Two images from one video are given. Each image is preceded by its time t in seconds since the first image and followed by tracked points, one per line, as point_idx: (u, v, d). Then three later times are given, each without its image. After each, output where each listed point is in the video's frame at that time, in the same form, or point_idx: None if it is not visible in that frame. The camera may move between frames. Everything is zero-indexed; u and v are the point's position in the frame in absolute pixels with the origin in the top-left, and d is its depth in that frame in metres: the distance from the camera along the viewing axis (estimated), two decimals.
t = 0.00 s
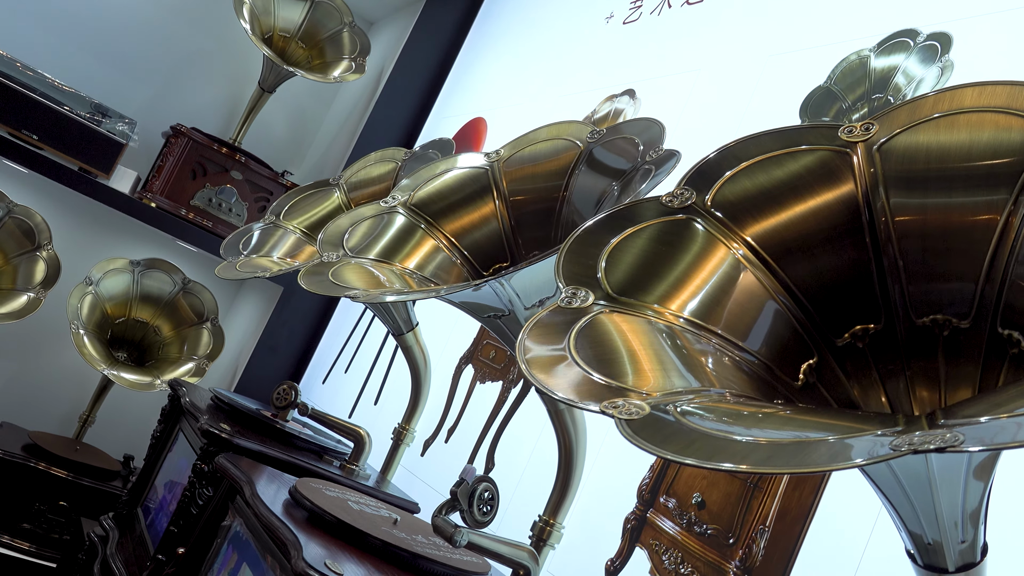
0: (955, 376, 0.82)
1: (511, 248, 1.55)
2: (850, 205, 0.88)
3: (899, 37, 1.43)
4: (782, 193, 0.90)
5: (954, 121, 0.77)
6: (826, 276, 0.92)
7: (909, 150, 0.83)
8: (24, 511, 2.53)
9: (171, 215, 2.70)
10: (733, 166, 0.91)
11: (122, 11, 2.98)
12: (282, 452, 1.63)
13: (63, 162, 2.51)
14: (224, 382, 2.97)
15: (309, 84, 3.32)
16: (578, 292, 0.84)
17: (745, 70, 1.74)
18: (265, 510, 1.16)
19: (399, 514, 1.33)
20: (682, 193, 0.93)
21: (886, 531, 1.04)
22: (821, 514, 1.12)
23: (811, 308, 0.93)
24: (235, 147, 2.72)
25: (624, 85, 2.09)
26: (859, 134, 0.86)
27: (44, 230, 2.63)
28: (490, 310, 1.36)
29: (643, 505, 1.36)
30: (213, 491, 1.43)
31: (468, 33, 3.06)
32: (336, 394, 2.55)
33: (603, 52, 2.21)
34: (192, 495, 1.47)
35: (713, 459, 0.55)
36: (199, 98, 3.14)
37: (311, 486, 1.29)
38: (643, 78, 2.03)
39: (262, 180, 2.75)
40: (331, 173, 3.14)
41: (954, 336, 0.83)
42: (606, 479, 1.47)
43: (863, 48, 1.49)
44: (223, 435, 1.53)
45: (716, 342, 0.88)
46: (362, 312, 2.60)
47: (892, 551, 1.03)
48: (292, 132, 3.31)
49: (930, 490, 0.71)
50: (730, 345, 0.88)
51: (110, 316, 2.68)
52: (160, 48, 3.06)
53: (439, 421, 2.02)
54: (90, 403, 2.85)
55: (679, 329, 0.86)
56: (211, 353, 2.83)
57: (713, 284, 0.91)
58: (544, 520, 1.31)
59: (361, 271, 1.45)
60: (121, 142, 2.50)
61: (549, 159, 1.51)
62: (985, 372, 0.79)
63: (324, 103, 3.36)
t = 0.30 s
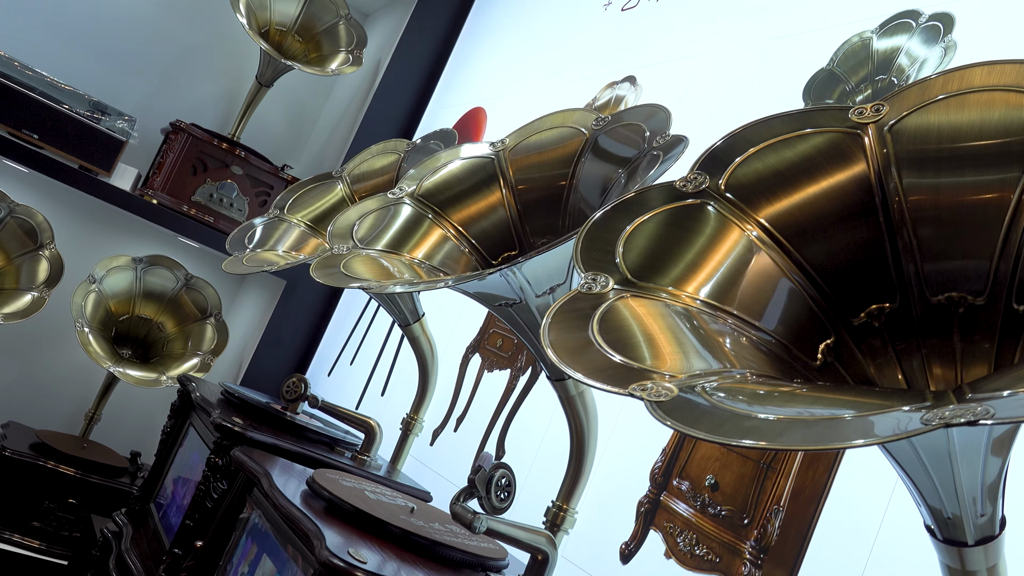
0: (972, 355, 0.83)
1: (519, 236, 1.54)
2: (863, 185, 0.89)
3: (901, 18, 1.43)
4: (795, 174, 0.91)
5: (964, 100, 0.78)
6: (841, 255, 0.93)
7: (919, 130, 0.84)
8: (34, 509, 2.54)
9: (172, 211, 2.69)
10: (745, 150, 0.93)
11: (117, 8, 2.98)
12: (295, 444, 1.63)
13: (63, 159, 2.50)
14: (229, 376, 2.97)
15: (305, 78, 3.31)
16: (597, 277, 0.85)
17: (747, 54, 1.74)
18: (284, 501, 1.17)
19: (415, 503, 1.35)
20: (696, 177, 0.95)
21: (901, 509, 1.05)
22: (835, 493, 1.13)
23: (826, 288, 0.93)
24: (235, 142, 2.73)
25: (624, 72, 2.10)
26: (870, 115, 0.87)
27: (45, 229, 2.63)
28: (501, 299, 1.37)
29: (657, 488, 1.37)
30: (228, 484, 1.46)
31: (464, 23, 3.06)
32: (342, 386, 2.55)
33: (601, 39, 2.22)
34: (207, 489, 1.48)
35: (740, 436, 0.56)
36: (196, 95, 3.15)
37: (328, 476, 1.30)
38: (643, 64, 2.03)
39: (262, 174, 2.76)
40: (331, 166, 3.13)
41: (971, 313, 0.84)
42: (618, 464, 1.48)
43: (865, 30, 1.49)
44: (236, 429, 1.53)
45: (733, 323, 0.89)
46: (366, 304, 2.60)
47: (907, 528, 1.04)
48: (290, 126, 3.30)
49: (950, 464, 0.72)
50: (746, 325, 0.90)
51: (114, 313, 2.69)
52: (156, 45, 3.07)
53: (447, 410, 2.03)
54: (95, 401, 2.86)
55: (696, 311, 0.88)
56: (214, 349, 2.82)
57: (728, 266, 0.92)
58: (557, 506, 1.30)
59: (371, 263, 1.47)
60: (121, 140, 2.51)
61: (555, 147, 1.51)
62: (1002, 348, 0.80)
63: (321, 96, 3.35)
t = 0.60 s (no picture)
0: (985, 328, 0.84)
1: (526, 220, 1.55)
2: (874, 162, 0.90)
3: None
4: (806, 153, 0.92)
5: (973, 77, 0.79)
6: (853, 232, 0.93)
7: (930, 107, 0.84)
8: (43, 505, 2.55)
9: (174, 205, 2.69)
10: (756, 130, 0.94)
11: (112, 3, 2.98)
12: (307, 434, 1.64)
13: (63, 155, 2.50)
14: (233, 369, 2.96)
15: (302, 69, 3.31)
16: (615, 259, 0.87)
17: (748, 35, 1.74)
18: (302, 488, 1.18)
19: (429, 488, 1.36)
20: (708, 159, 0.96)
21: (913, 482, 1.06)
22: (847, 469, 1.15)
23: (839, 265, 0.94)
24: (235, 135, 2.72)
25: (624, 56, 2.10)
26: (879, 94, 0.88)
27: (47, 226, 2.63)
28: (512, 285, 1.38)
29: (669, 469, 1.38)
30: (241, 476, 1.49)
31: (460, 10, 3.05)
32: (348, 376, 2.56)
33: (600, 24, 2.22)
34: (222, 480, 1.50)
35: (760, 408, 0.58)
36: (193, 89, 3.16)
37: (343, 464, 1.32)
38: (643, 48, 2.03)
39: (262, 166, 2.76)
40: (330, 156, 3.13)
41: (983, 287, 0.85)
42: (629, 446, 1.49)
43: (867, 9, 1.47)
44: (248, 419, 1.54)
45: (747, 301, 0.90)
46: (371, 292, 2.61)
47: (920, 501, 1.06)
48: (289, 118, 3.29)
49: (967, 436, 0.73)
50: (760, 301, 0.91)
51: (117, 309, 2.69)
52: (152, 40, 3.07)
53: (455, 397, 2.04)
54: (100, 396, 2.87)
55: (711, 289, 0.89)
56: (219, 341, 2.80)
57: (742, 244, 0.93)
58: (569, 489, 1.31)
59: (378, 252, 1.50)
60: (120, 136, 2.51)
61: (560, 132, 1.51)
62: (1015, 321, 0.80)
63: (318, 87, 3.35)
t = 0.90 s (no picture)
0: (997, 300, 0.84)
1: (532, 204, 1.56)
2: (882, 135, 0.90)
3: None
4: (815, 128, 0.92)
5: (978, 49, 0.79)
6: (863, 206, 0.94)
7: (936, 80, 0.85)
8: (52, 499, 2.56)
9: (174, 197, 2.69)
10: (763, 107, 0.94)
11: None
12: (316, 421, 1.65)
13: (64, 151, 2.51)
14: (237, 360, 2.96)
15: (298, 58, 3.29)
16: (628, 237, 0.88)
17: (749, 13, 1.74)
18: (317, 473, 1.20)
19: (441, 472, 1.36)
20: (715, 136, 0.96)
21: (924, 453, 1.08)
22: (858, 442, 1.16)
23: (849, 239, 0.95)
24: (233, 125, 2.71)
25: (624, 37, 2.09)
26: (885, 68, 0.88)
27: (48, 221, 2.62)
28: (520, 268, 1.39)
29: (678, 448, 1.39)
30: (253, 463, 1.50)
31: None
32: (352, 364, 2.57)
33: (599, 6, 2.21)
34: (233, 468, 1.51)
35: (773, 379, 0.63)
36: (188, 81, 3.15)
37: (357, 450, 1.33)
38: (643, 29, 2.03)
39: (262, 157, 2.75)
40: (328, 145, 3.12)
41: (994, 257, 0.85)
42: (638, 427, 1.50)
43: None
44: (257, 408, 1.55)
45: (758, 275, 0.91)
46: (374, 279, 2.61)
47: (931, 472, 1.06)
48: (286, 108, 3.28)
49: (981, 402, 0.73)
50: (771, 275, 0.92)
51: (120, 302, 2.68)
52: (147, 32, 3.07)
53: (461, 383, 2.04)
54: (105, 391, 2.88)
55: (722, 265, 0.91)
56: (223, 332, 2.82)
57: (752, 219, 0.94)
58: (580, 469, 1.31)
59: (384, 237, 1.50)
60: (118, 128, 2.51)
61: (564, 115, 1.52)
62: None
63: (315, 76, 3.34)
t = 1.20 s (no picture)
0: (1003, 269, 0.84)
1: (534, 185, 1.55)
2: (886, 107, 0.90)
3: None
4: (820, 100, 0.92)
5: (981, 19, 0.79)
6: (869, 178, 0.94)
7: (940, 51, 0.84)
8: (59, 491, 2.57)
9: (173, 187, 2.68)
10: (768, 81, 0.94)
11: None
12: (323, 406, 1.65)
13: (58, 142, 2.51)
14: (239, 350, 2.96)
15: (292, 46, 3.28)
16: (637, 213, 0.90)
17: None
18: (330, 456, 1.21)
19: (451, 453, 1.37)
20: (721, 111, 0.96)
21: (932, 422, 1.09)
22: (865, 414, 1.17)
23: (856, 210, 0.96)
24: (229, 115, 2.71)
25: (622, 17, 2.08)
26: (889, 40, 0.88)
27: (47, 214, 2.62)
28: (524, 248, 1.39)
29: (686, 425, 1.40)
30: (262, 450, 1.51)
31: None
32: (356, 350, 2.57)
33: None
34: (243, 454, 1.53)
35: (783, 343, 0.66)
36: (183, 72, 3.15)
37: (368, 433, 1.34)
38: (641, 8, 2.02)
39: (259, 145, 2.74)
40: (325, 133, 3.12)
41: (1000, 226, 0.85)
42: (645, 405, 1.51)
43: None
44: (265, 394, 1.56)
45: (765, 246, 0.93)
46: (375, 265, 2.61)
47: (939, 442, 1.07)
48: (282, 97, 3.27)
49: (989, 364, 0.74)
50: (779, 246, 0.94)
51: (121, 294, 2.68)
52: (140, 24, 3.06)
53: (465, 367, 2.05)
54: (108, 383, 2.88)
55: (730, 238, 0.92)
56: (225, 323, 2.80)
57: (759, 192, 0.94)
58: (587, 448, 1.32)
59: (387, 221, 1.51)
60: (114, 119, 2.52)
61: (565, 96, 1.51)
62: None
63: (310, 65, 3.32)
